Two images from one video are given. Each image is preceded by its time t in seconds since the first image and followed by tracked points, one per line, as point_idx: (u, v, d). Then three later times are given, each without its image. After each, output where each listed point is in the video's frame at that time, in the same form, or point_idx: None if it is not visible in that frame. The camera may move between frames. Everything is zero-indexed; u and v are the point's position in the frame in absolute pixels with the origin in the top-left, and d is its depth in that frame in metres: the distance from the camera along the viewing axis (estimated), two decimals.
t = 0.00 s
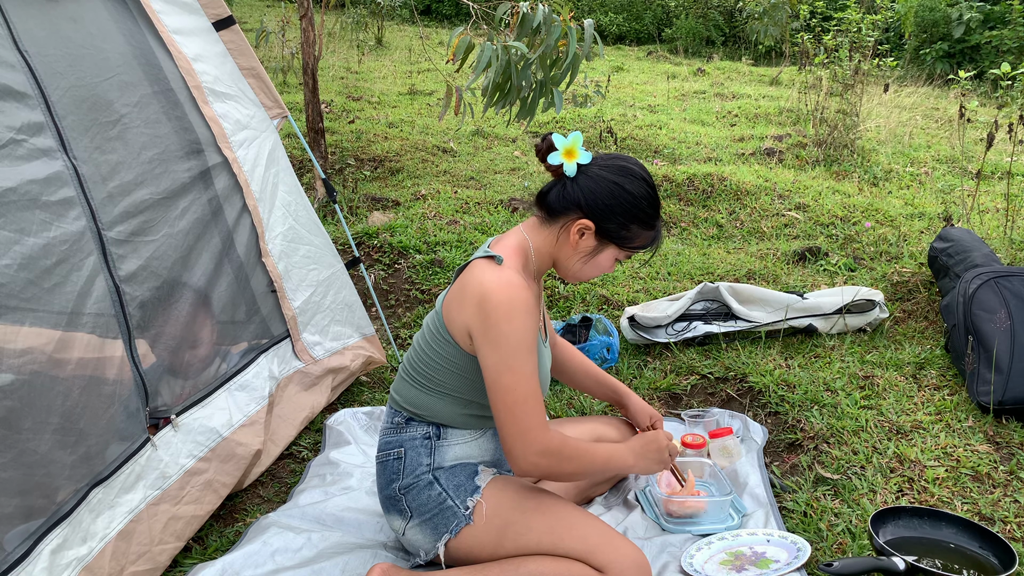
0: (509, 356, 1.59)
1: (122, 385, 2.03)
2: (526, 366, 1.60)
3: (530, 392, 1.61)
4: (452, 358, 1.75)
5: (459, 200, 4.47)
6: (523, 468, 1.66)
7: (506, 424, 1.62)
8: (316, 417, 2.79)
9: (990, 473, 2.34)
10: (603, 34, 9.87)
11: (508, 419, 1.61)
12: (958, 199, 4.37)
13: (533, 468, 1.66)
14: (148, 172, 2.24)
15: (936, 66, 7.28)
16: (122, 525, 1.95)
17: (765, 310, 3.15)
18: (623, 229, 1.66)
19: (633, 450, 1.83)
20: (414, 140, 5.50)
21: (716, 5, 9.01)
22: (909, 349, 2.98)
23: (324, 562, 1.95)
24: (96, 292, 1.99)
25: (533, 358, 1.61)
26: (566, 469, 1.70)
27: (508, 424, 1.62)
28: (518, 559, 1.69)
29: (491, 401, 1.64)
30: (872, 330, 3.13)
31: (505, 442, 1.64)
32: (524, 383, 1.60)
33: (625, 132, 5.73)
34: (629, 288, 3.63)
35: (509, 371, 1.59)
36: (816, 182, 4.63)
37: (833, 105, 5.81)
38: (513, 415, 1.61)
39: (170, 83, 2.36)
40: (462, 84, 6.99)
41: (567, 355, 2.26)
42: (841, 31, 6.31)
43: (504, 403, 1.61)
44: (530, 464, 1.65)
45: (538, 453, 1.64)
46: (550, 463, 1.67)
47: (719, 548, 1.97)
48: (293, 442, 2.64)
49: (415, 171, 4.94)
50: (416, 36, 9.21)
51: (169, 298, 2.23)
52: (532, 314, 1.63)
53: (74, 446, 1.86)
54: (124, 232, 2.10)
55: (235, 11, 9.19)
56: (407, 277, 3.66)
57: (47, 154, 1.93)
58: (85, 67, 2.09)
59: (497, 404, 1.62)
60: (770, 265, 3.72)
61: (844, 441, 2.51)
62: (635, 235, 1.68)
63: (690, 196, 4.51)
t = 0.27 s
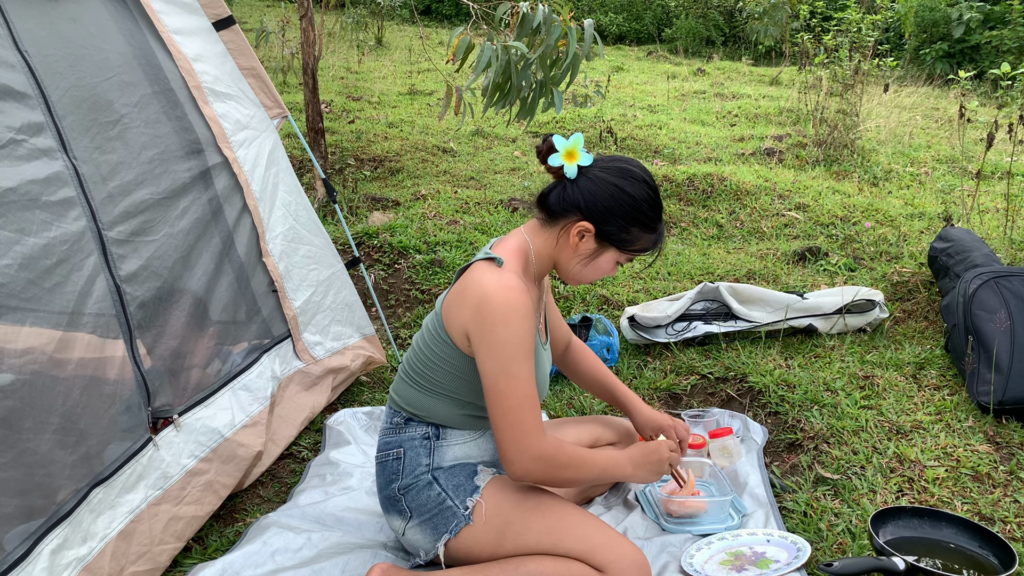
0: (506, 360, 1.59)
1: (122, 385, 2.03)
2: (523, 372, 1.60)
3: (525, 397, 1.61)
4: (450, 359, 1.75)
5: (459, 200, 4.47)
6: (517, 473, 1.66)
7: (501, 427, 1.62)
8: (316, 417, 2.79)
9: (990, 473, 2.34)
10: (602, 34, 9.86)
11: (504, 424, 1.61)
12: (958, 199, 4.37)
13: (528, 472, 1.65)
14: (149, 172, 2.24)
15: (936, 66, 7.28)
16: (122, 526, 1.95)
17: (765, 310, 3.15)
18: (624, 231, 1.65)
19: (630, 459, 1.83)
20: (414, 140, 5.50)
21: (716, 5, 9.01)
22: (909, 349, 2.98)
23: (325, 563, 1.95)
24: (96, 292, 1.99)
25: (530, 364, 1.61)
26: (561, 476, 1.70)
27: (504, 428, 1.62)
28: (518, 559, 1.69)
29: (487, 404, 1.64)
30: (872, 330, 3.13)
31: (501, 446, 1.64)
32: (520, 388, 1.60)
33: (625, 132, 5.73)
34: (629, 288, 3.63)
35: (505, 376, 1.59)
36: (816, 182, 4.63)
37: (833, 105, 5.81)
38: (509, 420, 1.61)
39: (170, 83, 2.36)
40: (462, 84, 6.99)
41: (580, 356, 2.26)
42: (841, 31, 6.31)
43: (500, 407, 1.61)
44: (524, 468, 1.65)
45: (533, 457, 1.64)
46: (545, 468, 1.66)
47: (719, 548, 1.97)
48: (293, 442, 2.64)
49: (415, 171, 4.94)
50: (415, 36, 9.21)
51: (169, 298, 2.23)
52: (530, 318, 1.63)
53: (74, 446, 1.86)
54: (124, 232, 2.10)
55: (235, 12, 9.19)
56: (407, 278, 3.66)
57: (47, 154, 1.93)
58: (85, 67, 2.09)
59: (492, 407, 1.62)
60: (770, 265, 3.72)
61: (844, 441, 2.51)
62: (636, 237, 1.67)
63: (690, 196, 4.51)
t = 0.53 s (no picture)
0: (490, 357, 1.57)
1: (122, 385, 2.03)
2: (505, 371, 1.58)
3: (504, 396, 1.58)
4: (449, 359, 1.75)
5: (459, 200, 4.47)
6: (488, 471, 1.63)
7: (477, 424, 1.59)
8: (316, 417, 2.79)
9: (990, 473, 2.34)
10: (602, 34, 9.86)
11: (479, 417, 1.59)
12: (958, 199, 4.37)
13: (498, 471, 1.62)
14: (148, 172, 2.24)
15: (936, 66, 7.28)
16: (122, 525, 1.95)
17: (765, 310, 3.15)
18: (626, 233, 1.64)
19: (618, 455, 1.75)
20: (414, 140, 5.50)
21: (716, 5, 9.01)
22: (909, 349, 2.98)
23: (325, 562, 1.95)
24: (96, 292, 1.99)
25: (514, 365, 1.59)
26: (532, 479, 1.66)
27: (478, 421, 1.59)
28: (518, 559, 1.70)
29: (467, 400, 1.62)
30: (872, 330, 3.13)
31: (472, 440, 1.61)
32: (499, 382, 1.58)
33: (625, 132, 5.73)
34: (629, 288, 3.63)
35: (487, 373, 1.58)
36: (816, 182, 4.63)
37: (833, 105, 5.81)
38: (483, 414, 1.58)
39: (170, 83, 2.36)
40: (462, 84, 6.99)
41: (606, 360, 2.22)
42: (841, 31, 6.30)
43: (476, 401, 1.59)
44: (495, 466, 1.61)
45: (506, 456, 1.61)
46: (515, 470, 1.63)
47: (719, 548, 1.97)
48: (293, 442, 2.64)
49: (415, 171, 4.94)
50: (415, 36, 9.21)
51: (169, 298, 2.23)
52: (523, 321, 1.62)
53: (74, 446, 1.86)
54: (124, 232, 2.10)
55: (235, 12, 9.18)
56: (407, 278, 3.66)
57: (47, 154, 1.93)
58: (85, 67, 2.09)
59: (471, 402, 1.60)
60: (770, 265, 3.72)
61: (844, 441, 2.51)
62: (638, 238, 1.66)
63: (690, 196, 4.51)
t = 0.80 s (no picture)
0: (499, 354, 1.53)
1: (122, 385, 2.03)
2: (518, 366, 1.53)
3: (522, 389, 1.52)
4: (447, 362, 1.75)
5: (459, 200, 4.47)
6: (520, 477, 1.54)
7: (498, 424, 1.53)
8: (316, 417, 2.79)
9: (990, 473, 2.34)
10: (602, 34, 9.87)
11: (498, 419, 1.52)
12: (958, 199, 4.37)
13: (531, 476, 1.53)
14: (148, 172, 2.24)
15: (936, 66, 7.28)
16: (122, 525, 1.95)
17: (765, 310, 3.15)
18: (621, 231, 1.64)
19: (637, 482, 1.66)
20: (414, 140, 5.50)
21: (716, 5, 9.01)
22: (909, 349, 2.98)
23: (324, 562, 1.95)
24: (96, 292, 1.99)
25: (526, 358, 1.55)
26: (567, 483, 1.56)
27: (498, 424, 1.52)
28: (518, 560, 1.72)
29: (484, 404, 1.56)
30: (872, 330, 3.13)
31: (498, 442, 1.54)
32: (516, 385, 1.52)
33: (625, 132, 5.73)
34: (629, 288, 3.63)
35: (499, 371, 1.53)
36: (816, 182, 4.63)
37: (833, 105, 5.81)
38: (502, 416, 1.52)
39: (170, 83, 2.36)
40: (462, 84, 6.99)
41: (604, 354, 2.23)
42: (841, 31, 6.31)
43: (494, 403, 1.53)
44: (528, 469, 1.52)
45: (536, 456, 1.52)
46: (550, 471, 1.54)
47: (719, 549, 1.98)
48: (293, 442, 2.64)
49: (415, 171, 4.94)
50: (416, 36, 9.22)
51: (169, 298, 2.22)
52: (524, 318, 1.60)
53: (74, 446, 1.86)
54: (124, 232, 2.10)
55: (235, 12, 9.18)
56: (407, 278, 3.66)
57: (47, 154, 1.93)
58: (85, 67, 2.09)
59: (488, 405, 1.54)
60: (770, 265, 3.72)
61: (844, 441, 2.51)
62: (634, 236, 1.66)
63: (690, 196, 4.51)
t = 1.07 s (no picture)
0: (506, 357, 1.53)
1: (122, 386, 2.03)
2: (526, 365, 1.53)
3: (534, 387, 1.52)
4: (444, 364, 1.74)
5: (459, 200, 4.47)
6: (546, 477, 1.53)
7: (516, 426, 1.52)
8: (316, 417, 2.79)
9: (990, 473, 2.34)
10: (602, 34, 9.87)
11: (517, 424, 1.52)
12: (959, 199, 4.37)
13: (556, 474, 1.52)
14: (149, 172, 2.24)
15: (936, 66, 7.28)
16: (122, 525, 1.95)
17: (765, 310, 3.15)
18: (607, 223, 1.63)
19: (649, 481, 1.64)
20: (414, 140, 5.50)
21: (716, 5, 9.01)
22: (909, 349, 2.98)
23: (324, 563, 1.95)
24: (96, 292, 1.99)
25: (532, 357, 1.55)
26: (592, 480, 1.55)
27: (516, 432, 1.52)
28: (518, 560, 1.72)
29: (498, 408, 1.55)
30: (872, 330, 3.13)
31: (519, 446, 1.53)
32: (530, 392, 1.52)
33: (625, 132, 5.73)
34: (629, 288, 3.63)
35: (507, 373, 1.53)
36: (816, 182, 4.63)
37: (833, 105, 5.81)
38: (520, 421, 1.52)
39: (170, 83, 2.36)
40: (462, 84, 6.99)
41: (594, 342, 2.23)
42: (841, 31, 6.31)
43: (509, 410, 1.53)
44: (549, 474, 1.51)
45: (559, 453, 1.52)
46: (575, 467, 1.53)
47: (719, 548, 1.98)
48: (293, 442, 2.64)
49: (415, 171, 4.94)
50: (416, 36, 9.22)
51: (169, 298, 2.22)
52: (523, 320, 1.61)
53: (74, 446, 1.86)
54: (124, 232, 2.10)
55: (235, 12, 9.18)
56: (407, 277, 3.66)
57: (47, 154, 1.93)
58: (85, 67, 2.09)
59: (502, 410, 1.54)
60: (770, 265, 3.72)
61: (844, 441, 2.51)
62: (621, 228, 1.65)
63: (690, 196, 4.51)
